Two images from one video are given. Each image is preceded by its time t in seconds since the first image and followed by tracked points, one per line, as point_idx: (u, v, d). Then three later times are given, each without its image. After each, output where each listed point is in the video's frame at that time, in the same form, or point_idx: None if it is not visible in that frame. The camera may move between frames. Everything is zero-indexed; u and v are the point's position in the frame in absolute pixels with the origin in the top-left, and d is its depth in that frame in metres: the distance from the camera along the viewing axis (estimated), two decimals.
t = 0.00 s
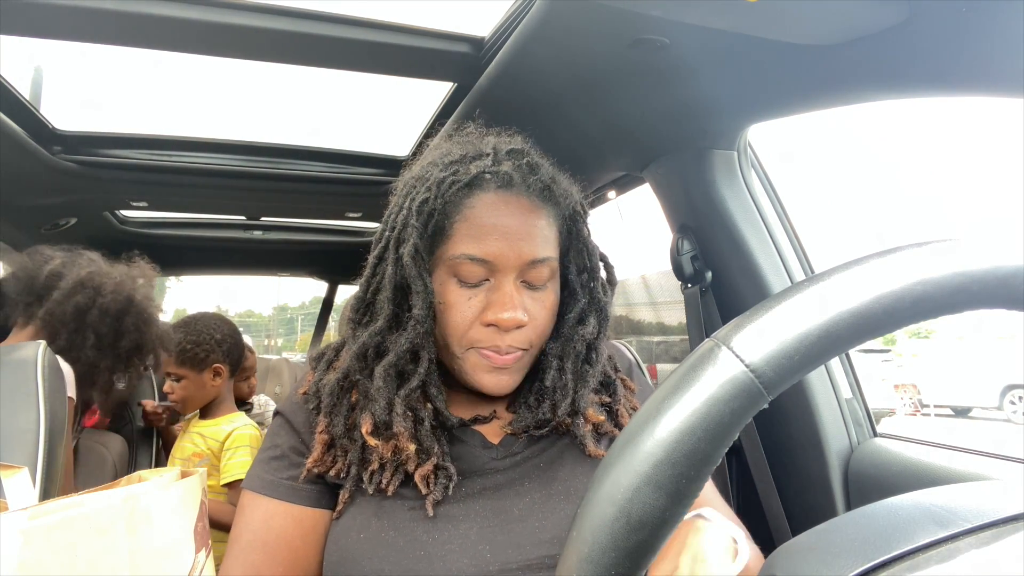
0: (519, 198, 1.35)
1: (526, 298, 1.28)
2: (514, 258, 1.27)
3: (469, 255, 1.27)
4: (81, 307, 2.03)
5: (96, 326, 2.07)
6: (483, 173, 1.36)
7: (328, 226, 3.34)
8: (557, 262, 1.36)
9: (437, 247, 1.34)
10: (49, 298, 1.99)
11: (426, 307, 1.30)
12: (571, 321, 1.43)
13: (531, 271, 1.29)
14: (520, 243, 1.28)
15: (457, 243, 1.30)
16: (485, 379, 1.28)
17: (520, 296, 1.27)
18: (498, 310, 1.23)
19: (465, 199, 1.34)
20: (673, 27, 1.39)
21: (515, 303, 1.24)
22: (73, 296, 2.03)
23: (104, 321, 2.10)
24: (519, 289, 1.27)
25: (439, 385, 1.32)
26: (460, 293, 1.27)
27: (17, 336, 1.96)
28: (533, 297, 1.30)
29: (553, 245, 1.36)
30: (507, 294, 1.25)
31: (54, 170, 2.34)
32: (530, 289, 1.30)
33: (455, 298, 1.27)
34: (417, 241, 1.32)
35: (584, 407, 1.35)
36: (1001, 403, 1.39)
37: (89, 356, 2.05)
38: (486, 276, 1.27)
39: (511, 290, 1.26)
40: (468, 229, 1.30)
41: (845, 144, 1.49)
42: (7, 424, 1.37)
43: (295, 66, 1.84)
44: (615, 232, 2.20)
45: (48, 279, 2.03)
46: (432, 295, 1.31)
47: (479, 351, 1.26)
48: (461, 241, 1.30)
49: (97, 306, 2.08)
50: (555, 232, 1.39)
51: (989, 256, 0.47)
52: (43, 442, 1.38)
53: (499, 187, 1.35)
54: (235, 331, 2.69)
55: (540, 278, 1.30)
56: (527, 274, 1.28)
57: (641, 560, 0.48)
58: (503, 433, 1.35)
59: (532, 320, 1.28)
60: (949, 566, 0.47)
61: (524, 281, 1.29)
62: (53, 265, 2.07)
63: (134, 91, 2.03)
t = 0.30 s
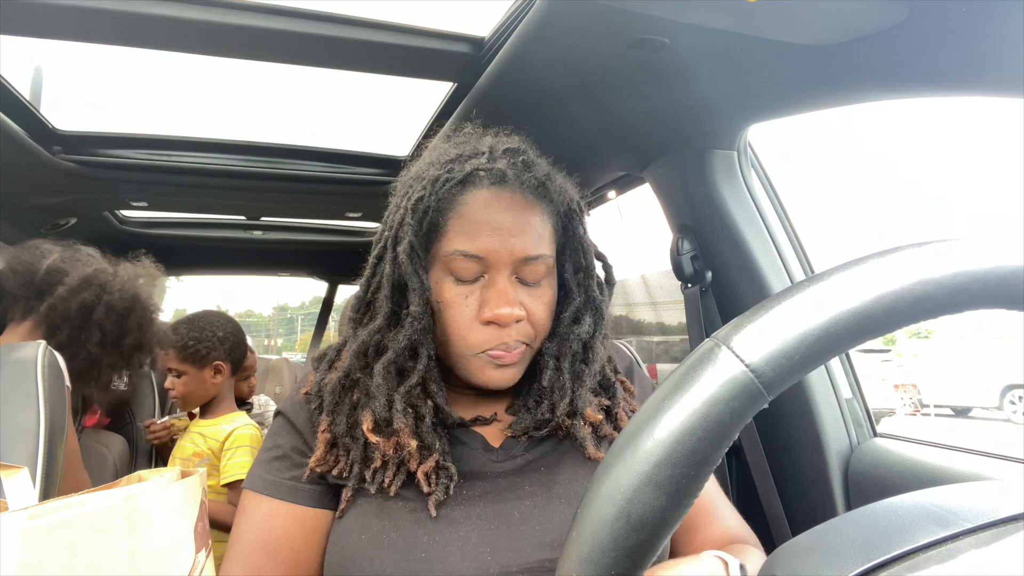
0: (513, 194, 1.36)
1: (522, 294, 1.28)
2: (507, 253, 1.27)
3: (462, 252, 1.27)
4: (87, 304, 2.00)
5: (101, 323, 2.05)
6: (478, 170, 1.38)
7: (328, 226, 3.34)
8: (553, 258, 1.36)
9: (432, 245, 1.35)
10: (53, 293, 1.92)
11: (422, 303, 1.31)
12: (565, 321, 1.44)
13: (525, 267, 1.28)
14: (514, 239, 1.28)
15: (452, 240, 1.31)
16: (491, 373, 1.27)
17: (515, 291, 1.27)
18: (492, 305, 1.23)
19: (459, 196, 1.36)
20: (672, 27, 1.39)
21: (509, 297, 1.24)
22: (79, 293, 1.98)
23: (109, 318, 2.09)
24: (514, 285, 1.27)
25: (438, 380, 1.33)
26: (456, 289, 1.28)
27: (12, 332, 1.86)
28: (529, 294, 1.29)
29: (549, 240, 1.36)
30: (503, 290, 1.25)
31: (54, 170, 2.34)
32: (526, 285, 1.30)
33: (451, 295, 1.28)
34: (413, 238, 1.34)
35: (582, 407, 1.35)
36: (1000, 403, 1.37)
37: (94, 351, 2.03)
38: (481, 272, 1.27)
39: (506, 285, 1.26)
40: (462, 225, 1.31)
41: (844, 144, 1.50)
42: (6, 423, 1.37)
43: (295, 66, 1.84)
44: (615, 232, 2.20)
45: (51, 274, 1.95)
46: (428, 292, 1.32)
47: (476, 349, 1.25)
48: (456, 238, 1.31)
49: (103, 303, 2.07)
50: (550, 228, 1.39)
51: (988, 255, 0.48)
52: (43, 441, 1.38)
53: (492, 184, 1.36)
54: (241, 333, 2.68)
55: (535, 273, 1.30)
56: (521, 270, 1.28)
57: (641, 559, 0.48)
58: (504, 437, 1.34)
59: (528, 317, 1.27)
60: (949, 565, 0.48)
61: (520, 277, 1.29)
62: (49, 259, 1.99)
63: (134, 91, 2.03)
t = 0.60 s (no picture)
0: (519, 185, 1.38)
1: (523, 284, 1.29)
2: (512, 242, 1.29)
3: (468, 238, 1.28)
4: (85, 305, 1.96)
5: (99, 324, 2.00)
6: (484, 161, 1.40)
7: (328, 226, 3.34)
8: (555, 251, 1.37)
9: (437, 233, 1.36)
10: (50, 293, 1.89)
11: (425, 289, 1.30)
12: (562, 313, 1.46)
13: (528, 257, 1.30)
14: (519, 229, 1.30)
15: (457, 227, 1.32)
16: (480, 367, 1.28)
17: (517, 281, 1.28)
18: (494, 292, 1.24)
19: (465, 185, 1.38)
20: (673, 27, 1.39)
21: (512, 286, 1.25)
22: (76, 293, 1.95)
23: (107, 318, 2.05)
24: (516, 275, 1.28)
25: (436, 368, 1.35)
26: (458, 276, 1.28)
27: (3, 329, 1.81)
28: (530, 285, 1.30)
29: (552, 234, 1.38)
30: (505, 279, 1.26)
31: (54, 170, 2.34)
32: (527, 276, 1.31)
33: (453, 282, 1.28)
34: (418, 224, 1.35)
35: (579, 398, 1.36)
36: (1000, 403, 1.37)
37: (89, 351, 1.97)
38: (484, 260, 1.28)
39: (508, 274, 1.27)
40: (468, 213, 1.33)
41: (845, 143, 1.50)
42: (7, 423, 1.37)
43: (295, 66, 1.84)
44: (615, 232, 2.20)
45: (46, 273, 1.91)
46: (431, 278, 1.31)
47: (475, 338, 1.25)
48: (460, 225, 1.32)
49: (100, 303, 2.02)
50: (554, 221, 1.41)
51: (986, 255, 0.48)
52: (43, 441, 1.38)
53: (499, 174, 1.38)
54: (248, 336, 2.68)
55: (536, 265, 1.32)
56: (524, 260, 1.30)
57: (641, 560, 0.48)
58: (501, 439, 1.34)
59: (528, 308, 1.28)
60: (948, 567, 0.47)
61: (522, 267, 1.30)
62: (44, 257, 1.96)
63: (134, 91, 2.03)
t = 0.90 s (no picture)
0: (513, 191, 1.37)
1: (518, 291, 1.29)
2: (506, 250, 1.29)
3: (461, 246, 1.29)
4: (58, 298, 1.91)
5: (75, 315, 1.94)
6: (478, 168, 1.39)
7: (328, 226, 3.34)
8: (551, 256, 1.37)
9: (431, 240, 1.36)
10: (23, 290, 1.88)
11: (417, 297, 1.32)
12: (560, 318, 1.45)
13: (523, 264, 1.30)
14: (513, 236, 1.30)
15: (450, 235, 1.32)
16: (476, 369, 1.28)
17: (512, 287, 1.28)
18: (488, 301, 1.24)
19: (459, 192, 1.37)
20: (673, 27, 1.39)
21: (506, 294, 1.25)
22: (48, 287, 1.91)
23: (83, 310, 1.98)
24: (511, 281, 1.29)
25: (431, 373, 1.35)
26: (453, 284, 1.29)
27: None
28: (526, 291, 1.31)
29: (547, 238, 1.38)
30: (499, 286, 1.26)
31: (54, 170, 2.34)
32: (523, 282, 1.32)
33: (447, 289, 1.29)
34: (411, 233, 1.35)
35: (576, 404, 1.35)
36: (1000, 403, 1.36)
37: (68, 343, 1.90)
38: (478, 267, 1.29)
39: (502, 282, 1.27)
40: (461, 221, 1.33)
41: (846, 143, 1.50)
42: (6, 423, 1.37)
43: (295, 65, 1.84)
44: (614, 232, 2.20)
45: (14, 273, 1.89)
46: (423, 286, 1.33)
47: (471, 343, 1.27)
48: (454, 233, 1.32)
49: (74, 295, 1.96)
50: (549, 226, 1.40)
51: (987, 255, 0.48)
52: (43, 441, 1.38)
53: (493, 181, 1.38)
54: (248, 336, 2.69)
55: (532, 271, 1.32)
56: (519, 267, 1.30)
57: (641, 560, 0.48)
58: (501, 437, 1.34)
59: (523, 314, 1.28)
60: (949, 566, 0.48)
61: (517, 274, 1.31)
62: (16, 259, 1.95)
63: (134, 91, 2.03)
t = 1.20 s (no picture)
0: (509, 184, 1.38)
1: (516, 284, 1.30)
2: (503, 242, 1.30)
3: (457, 240, 1.30)
4: (45, 291, 1.97)
5: (63, 307, 2.00)
6: (474, 162, 1.40)
7: (328, 226, 3.34)
8: (549, 250, 1.38)
9: (428, 235, 1.37)
10: (12, 286, 1.95)
11: (417, 290, 1.32)
12: (559, 314, 1.44)
13: (520, 256, 1.31)
14: (509, 229, 1.31)
15: (447, 229, 1.33)
16: (476, 364, 1.28)
17: (509, 280, 1.29)
18: (486, 294, 1.24)
19: (456, 186, 1.38)
20: (674, 27, 1.39)
21: (503, 287, 1.26)
22: (36, 281, 1.97)
23: (70, 302, 2.03)
24: (508, 274, 1.29)
25: (432, 370, 1.35)
26: (450, 278, 1.29)
27: None
28: (523, 284, 1.31)
29: (544, 231, 1.38)
30: (496, 279, 1.27)
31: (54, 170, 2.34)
32: (521, 275, 1.32)
33: (445, 284, 1.29)
34: (409, 228, 1.36)
35: (577, 400, 1.36)
36: (1000, 403, 1.35)
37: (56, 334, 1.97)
38: (474, 261, 1.29)
39: (499, 274, 1.28)
40: (457, 215, 1.34)
41: (846, 143, 1.49)
42: (7, 423, 1.37)
43: (294, 65, 1.84)
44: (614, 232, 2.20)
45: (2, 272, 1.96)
46: (423, 281, 1.33)
47: (470, 338, 1.27)
48: (451, 227, 1.33)
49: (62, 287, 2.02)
50: (546, 220, 1.41)
51: (987, 255, 0.48)
52: (43, 441, 1.38)
53: (489, 175, 1.39)
54: (246, 336, 2.70)
55: (529, 264, 1.32)
56: (516, 260, 1.31)
57: (641, 559, 0.48)
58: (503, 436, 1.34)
59: (521, 308, 1.29)
60: (949, 567, 0.47)
61: (514, 267, 1.31)
62: (8, 258, 2.04)
63: (134, 91, 2.03)
